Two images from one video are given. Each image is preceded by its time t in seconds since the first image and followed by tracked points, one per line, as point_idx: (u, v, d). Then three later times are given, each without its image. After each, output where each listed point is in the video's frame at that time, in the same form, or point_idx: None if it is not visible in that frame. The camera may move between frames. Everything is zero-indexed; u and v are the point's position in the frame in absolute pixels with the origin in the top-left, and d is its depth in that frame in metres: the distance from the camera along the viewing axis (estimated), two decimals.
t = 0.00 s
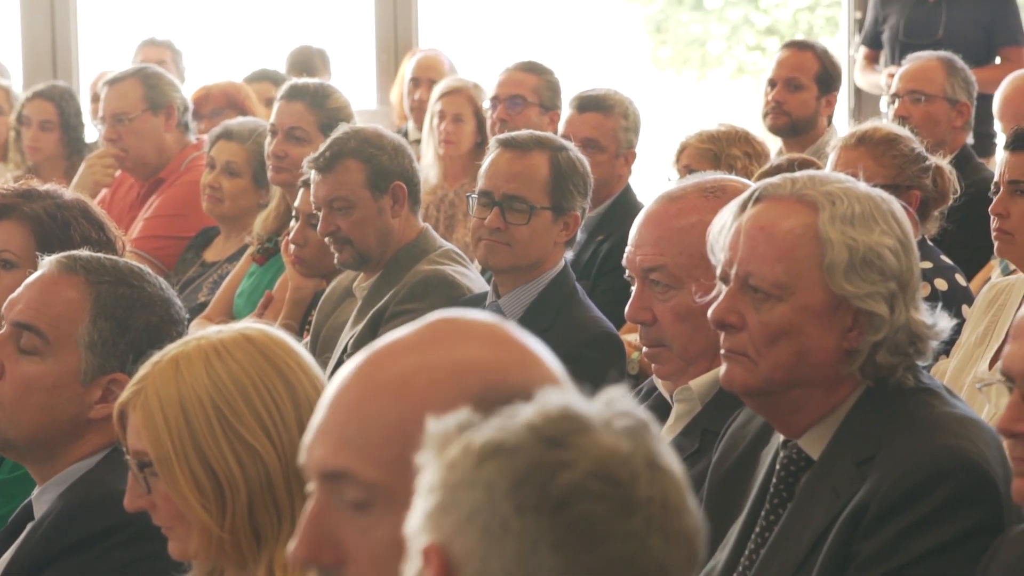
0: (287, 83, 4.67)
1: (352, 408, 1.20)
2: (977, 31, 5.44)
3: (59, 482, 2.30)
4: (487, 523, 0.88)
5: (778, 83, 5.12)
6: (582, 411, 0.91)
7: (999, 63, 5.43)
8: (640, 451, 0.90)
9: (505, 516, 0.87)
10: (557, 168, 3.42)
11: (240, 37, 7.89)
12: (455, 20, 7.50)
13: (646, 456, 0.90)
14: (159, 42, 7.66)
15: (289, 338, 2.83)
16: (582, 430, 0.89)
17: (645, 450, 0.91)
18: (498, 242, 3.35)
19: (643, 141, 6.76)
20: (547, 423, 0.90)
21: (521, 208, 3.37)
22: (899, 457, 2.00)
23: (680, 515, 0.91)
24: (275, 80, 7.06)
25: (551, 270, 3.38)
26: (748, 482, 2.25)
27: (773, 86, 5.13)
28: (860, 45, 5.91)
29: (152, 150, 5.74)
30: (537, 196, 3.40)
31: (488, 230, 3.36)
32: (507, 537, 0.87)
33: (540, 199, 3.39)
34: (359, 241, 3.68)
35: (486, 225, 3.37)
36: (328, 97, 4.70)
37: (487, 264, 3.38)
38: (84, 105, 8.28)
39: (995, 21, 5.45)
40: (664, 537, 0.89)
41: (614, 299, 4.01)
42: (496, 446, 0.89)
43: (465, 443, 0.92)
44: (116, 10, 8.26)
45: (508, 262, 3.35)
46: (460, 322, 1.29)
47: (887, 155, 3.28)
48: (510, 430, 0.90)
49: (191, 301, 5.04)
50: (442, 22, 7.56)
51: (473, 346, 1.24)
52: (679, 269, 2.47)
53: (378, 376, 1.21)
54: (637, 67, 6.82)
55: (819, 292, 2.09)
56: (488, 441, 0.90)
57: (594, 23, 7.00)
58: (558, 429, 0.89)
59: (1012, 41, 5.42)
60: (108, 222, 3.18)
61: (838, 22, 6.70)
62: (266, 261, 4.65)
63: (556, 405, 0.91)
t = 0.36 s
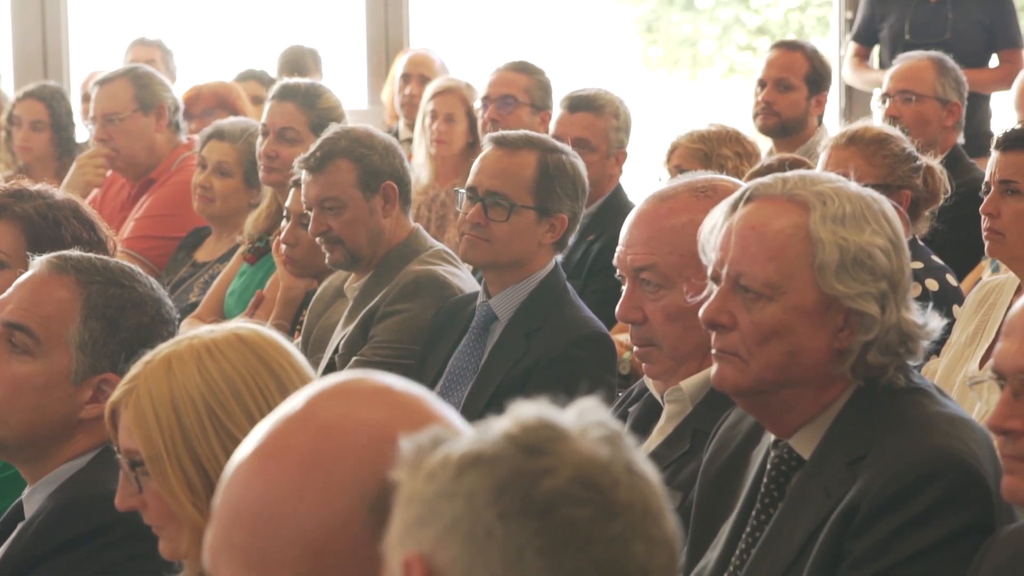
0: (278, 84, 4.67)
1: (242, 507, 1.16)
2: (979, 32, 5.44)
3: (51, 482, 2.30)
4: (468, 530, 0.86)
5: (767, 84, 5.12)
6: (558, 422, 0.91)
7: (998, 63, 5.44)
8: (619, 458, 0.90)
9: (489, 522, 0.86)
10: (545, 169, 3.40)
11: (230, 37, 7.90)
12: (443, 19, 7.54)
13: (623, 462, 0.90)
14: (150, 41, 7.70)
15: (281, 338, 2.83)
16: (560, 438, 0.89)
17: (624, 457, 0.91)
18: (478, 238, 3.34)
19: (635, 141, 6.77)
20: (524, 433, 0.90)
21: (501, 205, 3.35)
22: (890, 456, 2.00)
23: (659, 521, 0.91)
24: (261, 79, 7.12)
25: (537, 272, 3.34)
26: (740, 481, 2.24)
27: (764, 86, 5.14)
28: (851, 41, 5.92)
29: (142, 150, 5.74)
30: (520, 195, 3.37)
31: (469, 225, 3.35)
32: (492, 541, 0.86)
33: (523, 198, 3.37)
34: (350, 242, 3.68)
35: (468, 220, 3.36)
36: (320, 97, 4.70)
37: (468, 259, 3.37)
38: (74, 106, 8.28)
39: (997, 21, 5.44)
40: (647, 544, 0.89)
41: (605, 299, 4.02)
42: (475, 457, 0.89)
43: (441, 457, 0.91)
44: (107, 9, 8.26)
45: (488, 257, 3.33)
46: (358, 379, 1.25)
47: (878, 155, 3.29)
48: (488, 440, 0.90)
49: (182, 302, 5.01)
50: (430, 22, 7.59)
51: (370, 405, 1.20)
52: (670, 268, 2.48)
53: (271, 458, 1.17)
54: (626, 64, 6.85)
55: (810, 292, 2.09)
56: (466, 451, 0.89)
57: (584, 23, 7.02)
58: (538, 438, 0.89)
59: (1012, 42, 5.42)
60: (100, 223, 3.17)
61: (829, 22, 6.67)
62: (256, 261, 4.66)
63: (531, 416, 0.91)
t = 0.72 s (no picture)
0: (270, 84, 4.65)
1: (217, 548, 1.19)
2: (976, 33, 5.46)
3: (42, 482, 2.29)
4: (441, 540, 0.84)
5: (760, 84, 5.12)
6: (526, 423, 0.88)
7: (994, 65, 5.47)
8: (588, 459, 0.87)
9: (462, 532, 0.83)
10: (537, 173, 3.38)
11: (221, 38, 7.91)
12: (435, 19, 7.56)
13: (594, 462, 0.87)
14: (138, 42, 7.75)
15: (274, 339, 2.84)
16: (529, 441, 0.86)
17: (594, 456, 0.88)
18: (466, 238, 3.33)
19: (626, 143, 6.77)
20: (492, 437, 0.87)
21: (490, 207, 3.34)
22: (880, 457, 2.00)
23: (632, 518, 0.88)
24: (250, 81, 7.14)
25: (528, 275, 3.33)
26: (730, 482, 2.24)
27: (756, 87, 5.14)
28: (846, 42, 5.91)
29: (133, 150, 5.74)
30: (510, 199, 3.36)
31: (458, 225, 3.35)
32: (466, 550, 0.83)
33: (513, 201, 3.35)
34: (342, 245, 3.68)
35: (457, 220, 3.36)
36: (312, 98, 4.67)
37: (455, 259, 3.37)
38: (65, 107, 8.29)
39: (993, 23, 5.47)
40: (621, 545, 0.87)
41: (597, 300, 4.02)
42: (444, 464, 0.86)
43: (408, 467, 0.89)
44: (98, 10, 8.26)
45: (475, 258, 3.33)
46: (325, 409, 1.28)
47: (869, 156, 3.29)
48: (456, 446, 0.87)
49: (174, 303, 4.99)
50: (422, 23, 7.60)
51: (335, 435, 1.24)
52: (660, 270, 2.50)
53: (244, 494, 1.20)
54: (617, 65, 6.85)
55: (802, 292, 2.09)
56: (434, 459, 0.87)
57: (575, 24, 7.02)
58: (507, 442, 0.86)
59: (1009, 42, 5.45)
60: (91, 224, 3.17)
61: (821, 23, 6.63)
62: (248, 262, 4.67)
63: (499, 418, 0.87)
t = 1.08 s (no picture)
0: (257, 85, 4.66)
1: (200, 552, 1.18)
2: (967, 33, 5.45)
3: (30, 483, 2.28)
4: (410, 551, 0.85)
5: (750, 85, 5.12)
6: (491, 426, 0.89)
7: (983, 65, 5.45)
8: (555, 459, 0.88)
9: (428, 541, 0.85)
10: (527, 175, 3.38)
11: (209, 38, 7.91)
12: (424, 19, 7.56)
13: (560, 462, 0.88)
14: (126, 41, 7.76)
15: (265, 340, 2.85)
16: (493, 446, 0.87)
17: (560, 458, 0.89)
18: (455, 239, 3.33)
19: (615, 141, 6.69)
20: (457, 444, 0.88)
21: (480, 208, 3.33)
22: (866, 457, 2.01)
23: (600, 517, 0.89)
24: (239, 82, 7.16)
25: (517, 275, 3.32)
26: (718, 482, 2.25)
27: (746, 88, 5.14)
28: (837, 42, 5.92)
29: (121, 151, 5.73)
30: (500, 200, 3.35)
31: (447, 226, 3.34)
32: (433, 561, 0.84)
33: (502, 203, 3.34)
34: (329, 257, 3.69)
35: (446, 221, 3.35)
36: (299, 99, 4.69)
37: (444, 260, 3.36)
38: (53, 107, 8.29)
39: (983, 24, 5.44)
40: (591, 546, 0.87)
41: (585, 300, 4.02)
42: (409, 473, 0.87)
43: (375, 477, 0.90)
44: (86, 10, 8.26)
45: (463, 259, 3.33)
46: (306, 413, 1.29)
47: (857, 156, 3.29)
48: (421, 453, 0.89)
49: (162, 303, 4.99)
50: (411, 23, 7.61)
51: (317, 439, 1.24)
52: (626, 292, 2.46)
53: (228, 496, 1.20)
54: (606, 66, 6.82)
55: (790, 292, 2.09)
56: (399, 469, 0.88)
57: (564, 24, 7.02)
58: (471, 448, 0.87)
59: (1000, 43, 5.42)
60: (78, 224, 3.16)
61: (809, 23, 6.60)
62: (236, 263, 4.66)
63: (463, 423, 0.89)
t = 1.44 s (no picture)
0: (244, 85, 4.69)
1: (187, 548, 1.17)
2: (953, 33, 5.47)
3: (14, 485, 2.27)
4: (380, 559, 0.84)
5: (736, 84, 5.13)
6: (458, 426, 0.87)
7: (970, 66, 5.49)
8: (524, 459, 0.87)
9: (399, 550, 0.83)
10: (514, 176, 3.37)
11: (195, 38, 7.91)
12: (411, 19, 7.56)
13: (529, 461, 0.87)
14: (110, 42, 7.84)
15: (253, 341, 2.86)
16: (461, 448, 0.85)
17: (531, 457, 0.87)
18: (442, 240, 3.32)
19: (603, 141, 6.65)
20: (425, 447, 0.86)
21: (466, 209, 3.33)
22: (853, 457, 2.01)
23: (571, 516, 0.88)
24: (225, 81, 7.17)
25: (504, 274, 3.33)
26: (704, 482, 2.25)
27: (732, 88, 5.14)
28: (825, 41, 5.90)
29: (107, 151, 5.73)
30: (486, 200, 3.35)
31: (433, 226, 3.34)
32: (404, 569, 0.83)
33: (488, 203, 3.34)
34: (309, 264, 3.70)
35: (432, 221, 3.34)
36: (286, 99, 4.74)
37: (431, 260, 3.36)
38: (39, 107, 8.29)
39: (970, 25, 5.47)
40: (563, 546, 0.86)
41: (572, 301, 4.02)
42: (377, 479, 0.85)
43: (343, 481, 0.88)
44: (73, 10, 8.26)
45: (450, 259, 3.33)
46: (289, 409, 1.27)
47: (843, 156, 3.29)
48: (388, 458, 0.86)
49: (148, 303, 4.98)
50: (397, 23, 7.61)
51: (302, 437, 1.23)
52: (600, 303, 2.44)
53: (213, 495, 1.18)
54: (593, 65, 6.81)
55: (776, 293, 2.09)
56: (366, 475, 0.86)
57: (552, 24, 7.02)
58: (439, 452, 0.85)
59: (986, 45, 5.47)
60: (64, 224, 3.16)
61: (795, 23, 6.60)
62: (223, 263, 4.64)
63: (430, 426, 0.87)
